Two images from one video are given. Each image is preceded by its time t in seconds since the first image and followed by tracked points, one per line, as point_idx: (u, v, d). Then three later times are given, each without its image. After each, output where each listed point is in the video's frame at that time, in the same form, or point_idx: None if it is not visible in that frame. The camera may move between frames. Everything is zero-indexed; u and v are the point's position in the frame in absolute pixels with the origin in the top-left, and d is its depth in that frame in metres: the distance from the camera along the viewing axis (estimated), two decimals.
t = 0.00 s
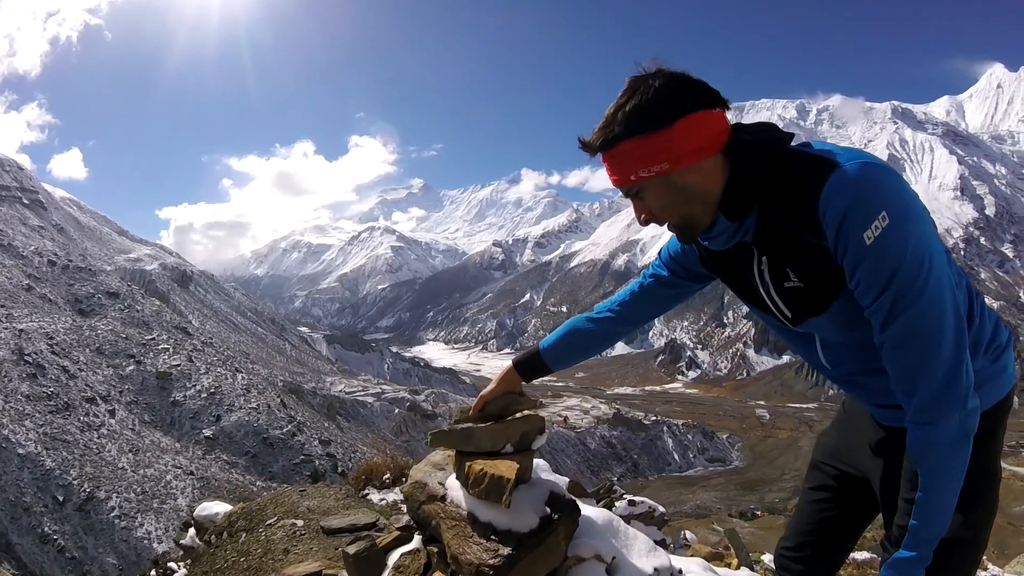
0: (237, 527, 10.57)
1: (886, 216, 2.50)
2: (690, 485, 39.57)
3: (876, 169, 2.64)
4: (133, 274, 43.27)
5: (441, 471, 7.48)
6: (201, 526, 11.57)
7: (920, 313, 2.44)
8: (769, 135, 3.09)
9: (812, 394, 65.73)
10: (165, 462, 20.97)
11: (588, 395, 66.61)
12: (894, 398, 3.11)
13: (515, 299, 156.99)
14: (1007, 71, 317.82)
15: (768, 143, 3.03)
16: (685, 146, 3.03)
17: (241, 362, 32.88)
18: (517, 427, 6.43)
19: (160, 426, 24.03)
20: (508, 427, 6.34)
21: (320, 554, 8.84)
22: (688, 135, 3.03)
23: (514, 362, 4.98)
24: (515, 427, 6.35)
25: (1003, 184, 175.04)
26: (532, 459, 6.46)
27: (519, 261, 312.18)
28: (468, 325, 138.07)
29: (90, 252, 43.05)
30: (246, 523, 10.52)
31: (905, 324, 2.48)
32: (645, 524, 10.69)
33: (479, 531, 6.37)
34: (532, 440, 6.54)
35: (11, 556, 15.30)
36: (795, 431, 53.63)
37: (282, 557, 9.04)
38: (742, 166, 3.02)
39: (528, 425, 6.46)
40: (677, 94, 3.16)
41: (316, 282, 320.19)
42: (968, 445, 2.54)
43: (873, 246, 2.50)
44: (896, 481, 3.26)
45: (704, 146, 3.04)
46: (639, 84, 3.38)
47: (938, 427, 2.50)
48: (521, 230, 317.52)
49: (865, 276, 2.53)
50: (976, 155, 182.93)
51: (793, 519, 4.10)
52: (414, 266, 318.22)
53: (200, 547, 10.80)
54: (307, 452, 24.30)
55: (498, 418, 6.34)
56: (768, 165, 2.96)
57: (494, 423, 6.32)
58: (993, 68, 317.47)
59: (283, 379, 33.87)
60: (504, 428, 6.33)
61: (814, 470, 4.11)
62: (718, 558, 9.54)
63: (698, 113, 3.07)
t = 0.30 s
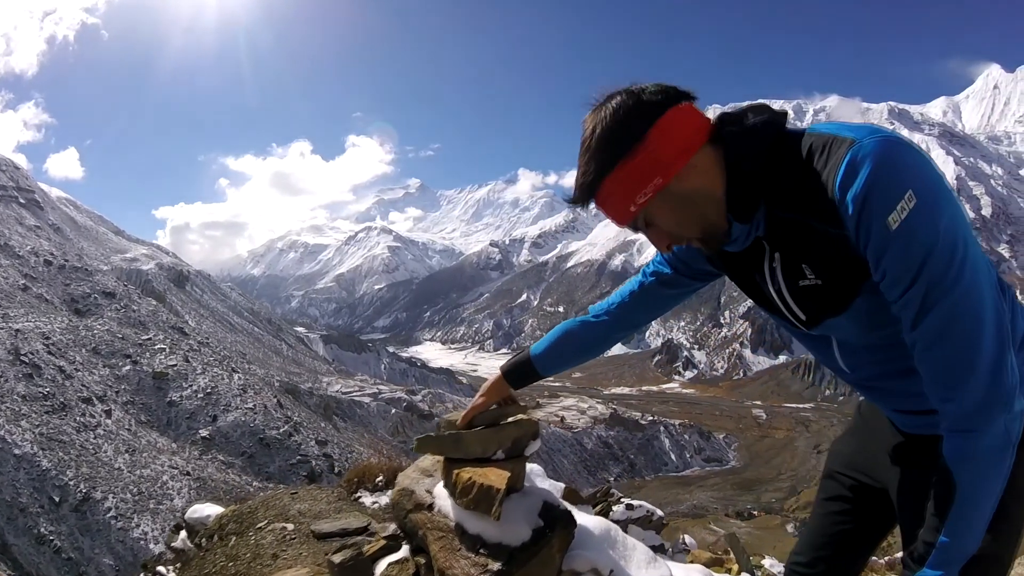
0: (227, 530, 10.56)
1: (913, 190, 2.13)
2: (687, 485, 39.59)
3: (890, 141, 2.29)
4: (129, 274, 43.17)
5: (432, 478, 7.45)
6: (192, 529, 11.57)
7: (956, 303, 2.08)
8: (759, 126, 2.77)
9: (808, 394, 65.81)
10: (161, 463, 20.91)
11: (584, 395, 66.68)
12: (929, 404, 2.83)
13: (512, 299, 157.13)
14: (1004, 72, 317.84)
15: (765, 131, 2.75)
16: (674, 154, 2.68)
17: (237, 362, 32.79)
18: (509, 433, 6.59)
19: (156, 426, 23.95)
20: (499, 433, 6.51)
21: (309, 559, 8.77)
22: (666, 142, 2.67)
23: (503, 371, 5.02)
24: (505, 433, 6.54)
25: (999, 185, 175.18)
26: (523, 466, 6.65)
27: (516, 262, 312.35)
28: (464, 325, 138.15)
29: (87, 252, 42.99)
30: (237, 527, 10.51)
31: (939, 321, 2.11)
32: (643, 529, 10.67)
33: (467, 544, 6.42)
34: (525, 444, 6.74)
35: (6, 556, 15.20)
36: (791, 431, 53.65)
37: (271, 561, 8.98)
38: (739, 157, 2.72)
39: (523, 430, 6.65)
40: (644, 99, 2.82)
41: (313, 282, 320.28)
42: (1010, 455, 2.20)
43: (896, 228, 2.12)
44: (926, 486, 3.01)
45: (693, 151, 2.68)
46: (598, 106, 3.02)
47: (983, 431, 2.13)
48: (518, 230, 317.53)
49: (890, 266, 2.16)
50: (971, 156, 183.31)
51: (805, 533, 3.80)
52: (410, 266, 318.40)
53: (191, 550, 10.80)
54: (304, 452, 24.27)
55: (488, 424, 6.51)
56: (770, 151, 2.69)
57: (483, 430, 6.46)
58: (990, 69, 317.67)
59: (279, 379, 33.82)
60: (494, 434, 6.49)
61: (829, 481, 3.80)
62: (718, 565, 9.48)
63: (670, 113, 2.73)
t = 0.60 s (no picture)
0: (215, 534, 10.52)
1: (934, 157, 1.97)
2: (680, 485, 39.64)
3: (909, 102, 2.11)
4: (122, 275, 42.94)
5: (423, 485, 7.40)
6: (181, 533, 11.51)
7: (986, 281, 1.88)
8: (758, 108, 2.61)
9: (802, 395, 65.97)
10: (154, 464, 20.80)
11: (578, 396, 66.75)
12: (961, 407, 2.65)
13: (506, 300, 157.34)
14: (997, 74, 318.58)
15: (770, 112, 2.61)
16: (668, 149, 2.51)
17: (231, 364, 32.65)
18: (497, 437, 6.80)
19: (149, 428, 23.79)
20: (486, 437, 6.76)
21: (296, 563, 8.70)
22: (656, 137, 2.50)
23: (499, 369, 5.02)
24: (494, 436, 6.78)
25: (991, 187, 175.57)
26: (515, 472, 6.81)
27: (510, 263, 312.31)
28: (458, 326, 138.18)
29: (79, 253, 42.81)
30: (225, 530, 10.47)
31: (979, 297, 1.90)
32: (638, 533, 10.69)
33: (451, 554, 6.41)
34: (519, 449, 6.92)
35: None
36: (785, 432, 53.71)
37: (257, 565, 8.92)
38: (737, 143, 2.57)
39: (515, 434, 6.84)
40: (626, 100, 2.68)
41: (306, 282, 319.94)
42: None
43: (915, 202, 1.95)
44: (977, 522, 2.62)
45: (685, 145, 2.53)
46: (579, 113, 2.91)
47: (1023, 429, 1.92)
48: (512, 231, 317.52)
49: (914, 241, 1.97)
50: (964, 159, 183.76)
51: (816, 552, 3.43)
52: (404, 267, 318.12)
53: (178, 554, 10.75)
54: (297, 454, 24.21)
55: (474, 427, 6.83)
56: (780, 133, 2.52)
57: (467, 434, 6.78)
58: (984, 72, 316.56)
59: (272, 380, 33.65)
60: (480, 438, 6.76)
61: (845, 493, 3.52)
62: (715, 570, 9.44)
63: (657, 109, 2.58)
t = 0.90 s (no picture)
0: (205, 536, 10.50)
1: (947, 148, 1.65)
2: (675, 485, 39.63)
3: (926, 82, 1.78)
4: (116, 276, 42.70)
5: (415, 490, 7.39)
6: (172, 534, 11.49)
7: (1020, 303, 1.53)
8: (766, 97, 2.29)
9: (796, 395, 66.17)
10: (148, 465, 20.75)
11: (572, 396, 66.85)
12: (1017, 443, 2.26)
13: (500, 300, 157.57)
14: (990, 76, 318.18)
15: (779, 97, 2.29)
16: (658, 155, 2.34)
17: (225, 364, 32.48)
18: (489, 440, 7.19)
19: (144, 429, 23.66)
20: (476, 438, 7.17)
21: (285, 566, 8.64)
22: (654, 137, 2.35)
23: (546, 358, 4.43)
24: (484, 438, 7.20)
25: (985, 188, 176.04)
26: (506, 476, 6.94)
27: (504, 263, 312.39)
28: (453, 326, 138.24)
29: (73, 253, 42.61)
30: (214, 533, 10.46)
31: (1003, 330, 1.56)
32: (634, 535, 10.76)
33: (440, 561, 6.36)
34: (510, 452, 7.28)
35: None
36: (780, 431, 53.82)
37: (246, 569, 8.84)
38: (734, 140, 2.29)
39: (505, 435, 7.28)
40: (619, 106, 2.54)
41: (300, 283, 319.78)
42: None
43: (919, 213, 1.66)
44: (993, 568, 2.61)
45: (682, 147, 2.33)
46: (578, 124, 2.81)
47: None
48: (506, 232, 317.51)
49: (925, 258, 1.67)
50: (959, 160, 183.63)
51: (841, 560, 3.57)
52: (399, 267, 317.92)
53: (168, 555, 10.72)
54: (292, 455, 24.16)
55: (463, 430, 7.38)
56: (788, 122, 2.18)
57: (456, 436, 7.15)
58: (978, 73, 315.03)
59: (266, 381, 33.55)
60: (469, 440, 7.15)
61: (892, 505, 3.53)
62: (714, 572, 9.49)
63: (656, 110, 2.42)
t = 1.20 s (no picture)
0: (196, 539, 10.46)
1: (991, 211, 1.35)
2: (670, 485, 39.71)
3: (965, 122, 1.47)
4: (110, 276, 42.55)
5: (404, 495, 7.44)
6: (163, 537, 11.46)
7: None
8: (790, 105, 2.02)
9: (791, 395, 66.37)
10: (143, 466, 20.67)
11: (567, 396, 66.94)
12: None
13: (495, 301, 157.89)
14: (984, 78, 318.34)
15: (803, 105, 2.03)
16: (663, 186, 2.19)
17: (219, 365, 32.36)
18: (481, 442, 7.10)
19: (138, 429, 23.55)
20: (467, 438, 7.10)
21: (276, 568, 8.63)
22: (662, 172, 2.19)
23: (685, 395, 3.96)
24: (477, 439, 7.11)
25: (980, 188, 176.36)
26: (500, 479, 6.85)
27: (499, 263, 312.55)
28: (448, 326, 138.31)
29: (67, 253, 42.44)
30: (205, 535, 10.43)
31: None
32: (632, 537, 10.79)
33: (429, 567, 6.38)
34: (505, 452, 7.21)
35: None
36: (774, 431, 53.97)
37: (237, 571, 8.82)
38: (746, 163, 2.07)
39: (501, 435, 7.18)
40: (624, 124, 2.39)
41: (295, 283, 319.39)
42: None
43: (942, 293, 1.43)
44: None
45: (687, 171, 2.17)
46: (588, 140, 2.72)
47: None
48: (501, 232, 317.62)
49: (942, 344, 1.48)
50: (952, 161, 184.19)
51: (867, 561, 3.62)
52: (394, 268, 317.94)
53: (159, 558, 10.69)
54: (287, 455, 24.13)
55: (455, 429, 7.35)
56: (809, 138, 1.93)
57: (448, 436, 7.10)
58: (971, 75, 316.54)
59: (261, 382, 33.46)
60: (460, 440, 7.08)
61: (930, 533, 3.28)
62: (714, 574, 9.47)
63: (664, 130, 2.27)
